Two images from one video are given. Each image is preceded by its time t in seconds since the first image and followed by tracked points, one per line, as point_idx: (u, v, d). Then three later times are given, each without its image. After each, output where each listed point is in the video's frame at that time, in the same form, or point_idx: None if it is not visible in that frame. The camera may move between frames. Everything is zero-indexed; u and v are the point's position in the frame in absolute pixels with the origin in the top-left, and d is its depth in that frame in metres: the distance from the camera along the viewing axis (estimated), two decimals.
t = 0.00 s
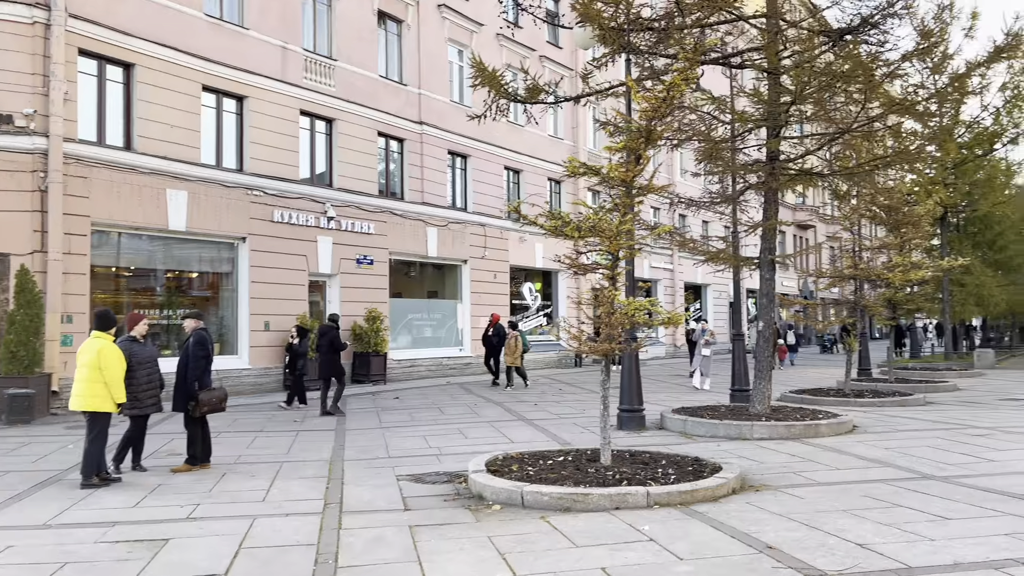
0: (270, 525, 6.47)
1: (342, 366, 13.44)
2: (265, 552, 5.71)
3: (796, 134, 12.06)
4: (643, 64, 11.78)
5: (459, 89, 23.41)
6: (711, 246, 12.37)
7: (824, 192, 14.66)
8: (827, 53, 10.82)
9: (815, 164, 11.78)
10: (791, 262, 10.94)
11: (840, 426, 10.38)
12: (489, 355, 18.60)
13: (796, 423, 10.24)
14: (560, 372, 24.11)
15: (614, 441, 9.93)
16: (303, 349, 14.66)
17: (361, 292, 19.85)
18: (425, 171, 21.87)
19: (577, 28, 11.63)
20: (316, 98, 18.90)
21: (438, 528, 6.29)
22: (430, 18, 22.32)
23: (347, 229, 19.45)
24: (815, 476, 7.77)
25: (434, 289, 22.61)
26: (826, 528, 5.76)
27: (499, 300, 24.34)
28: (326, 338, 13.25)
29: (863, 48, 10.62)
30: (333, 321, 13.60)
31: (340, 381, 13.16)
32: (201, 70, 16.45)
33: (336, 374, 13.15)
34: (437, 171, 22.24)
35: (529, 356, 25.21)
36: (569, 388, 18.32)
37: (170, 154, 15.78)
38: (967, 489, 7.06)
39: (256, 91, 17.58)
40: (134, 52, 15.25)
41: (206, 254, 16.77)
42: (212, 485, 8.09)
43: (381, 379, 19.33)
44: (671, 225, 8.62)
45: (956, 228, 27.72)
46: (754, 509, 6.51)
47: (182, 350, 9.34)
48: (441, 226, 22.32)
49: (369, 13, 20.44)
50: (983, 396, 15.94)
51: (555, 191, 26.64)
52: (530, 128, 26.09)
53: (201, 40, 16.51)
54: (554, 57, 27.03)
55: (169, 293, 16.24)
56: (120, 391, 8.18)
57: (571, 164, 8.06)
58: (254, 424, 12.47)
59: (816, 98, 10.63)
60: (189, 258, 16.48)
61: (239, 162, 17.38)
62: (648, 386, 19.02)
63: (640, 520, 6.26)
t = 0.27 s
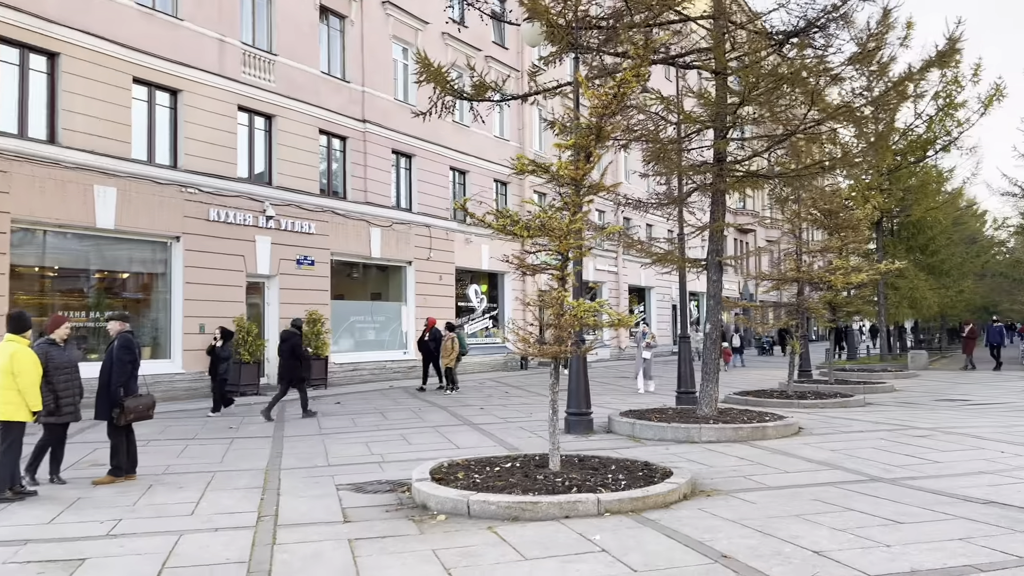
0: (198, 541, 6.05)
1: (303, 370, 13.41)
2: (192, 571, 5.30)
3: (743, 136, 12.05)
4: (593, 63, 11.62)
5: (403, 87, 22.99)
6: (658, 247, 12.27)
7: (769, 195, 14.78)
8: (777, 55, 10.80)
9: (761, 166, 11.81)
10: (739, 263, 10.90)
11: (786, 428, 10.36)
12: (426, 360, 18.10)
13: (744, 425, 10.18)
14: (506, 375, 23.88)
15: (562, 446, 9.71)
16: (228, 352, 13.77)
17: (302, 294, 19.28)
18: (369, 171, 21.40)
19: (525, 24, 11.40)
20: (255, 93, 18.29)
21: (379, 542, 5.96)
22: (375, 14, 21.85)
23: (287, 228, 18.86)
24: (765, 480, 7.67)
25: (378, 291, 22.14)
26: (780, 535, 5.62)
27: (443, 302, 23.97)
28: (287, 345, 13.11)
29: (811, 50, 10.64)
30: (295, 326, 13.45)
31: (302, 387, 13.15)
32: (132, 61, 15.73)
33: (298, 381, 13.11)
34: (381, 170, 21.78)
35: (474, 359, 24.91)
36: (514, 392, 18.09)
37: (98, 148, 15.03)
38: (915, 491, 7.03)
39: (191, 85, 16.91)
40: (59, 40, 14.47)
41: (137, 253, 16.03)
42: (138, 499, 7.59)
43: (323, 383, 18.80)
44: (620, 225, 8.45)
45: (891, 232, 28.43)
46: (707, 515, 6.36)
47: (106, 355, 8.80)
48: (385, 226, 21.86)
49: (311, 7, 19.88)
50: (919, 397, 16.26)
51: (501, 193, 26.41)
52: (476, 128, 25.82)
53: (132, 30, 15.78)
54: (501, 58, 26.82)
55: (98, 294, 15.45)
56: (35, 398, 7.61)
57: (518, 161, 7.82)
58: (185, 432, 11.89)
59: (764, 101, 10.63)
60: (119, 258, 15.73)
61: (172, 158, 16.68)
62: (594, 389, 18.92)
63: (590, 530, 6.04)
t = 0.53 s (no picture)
0: (110, 560, 5.57)
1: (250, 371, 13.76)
2: None
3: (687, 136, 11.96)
4: (537, 59, 11.38)
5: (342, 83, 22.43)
6: (602, 247, 12.10)
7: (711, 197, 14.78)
8: (721, 55, 10.73)
9: (704, 167, 11.76)
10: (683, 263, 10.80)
11: (729, 429, 10.29)
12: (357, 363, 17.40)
13: (687, 427, 10.07)
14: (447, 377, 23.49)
15: (504, 450, 9.44)
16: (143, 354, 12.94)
17: (234, 293, 18.58)
18: (306, 167, 20.79)
19: (467, 17, 11.09)
20: (185, 84, 17.53)
21: (309, 556, 5.58)
22: (313, 6, 21.24)
23: (219, 225, 18.14)
24: (710, 484, 7.53)
25: (315, 291, 21.53)
26: (728, 542, 5.45)
27: (383, 303, 23.47)
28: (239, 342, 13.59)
29: (755, 50, 10.60)
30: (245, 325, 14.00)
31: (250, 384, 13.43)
32: (51, 47, 14.88)
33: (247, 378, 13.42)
34: (318, 167, 21.18)
35: (414, 361, 24.46)
36: (455, 395, 17.75)
37: (13, 138, 14.15)
38: (859, 493, 6.97)
39: (116, 74, 16.10)
40: None
41: (56, 250, 15.16)
42: (47, 512, 7.03)
43: (256, 387, 18.14)
44: (565, 222, 8.24)
45: (826, 235, 29.03)
46: (653, 522, 6.17)
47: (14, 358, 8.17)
48: (322, 225, 21.26)
49: None
50: (854, 397, 16.49)
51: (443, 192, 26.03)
52: (417, 126, 25.39)
53: (51, 13, 14.92)
54: (442, 55, 26.45)
55: (14, 294, 14.54)
56: None
57: (460, 156, 7.54)
58: (106, 439, 11.22)
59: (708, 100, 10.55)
60: (37, 255, 14.84)
61: (95, 151, 15.85)
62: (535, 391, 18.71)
63: (533, 539, 5.77)
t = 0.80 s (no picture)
0: None
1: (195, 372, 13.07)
2: None
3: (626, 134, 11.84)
4: (474, 52, 11.08)
5: (271, 74, 21.69)
6: (540, 246, 11.89)
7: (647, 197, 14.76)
8: (661, 53, 10.64)
9: (642, 166, 11.67)
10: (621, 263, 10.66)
11: (666, 431, 10.19)
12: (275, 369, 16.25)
13: (624, 429, 9.93)
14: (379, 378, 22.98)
15: (438, 455, 9.12)
16: (34, 357, 12.03)
17: (155, 291, 17.72)
18: (233, 160, 20.00)
19: (403, 7, 10.72)
20: (102, 70, 16.61)
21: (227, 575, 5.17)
22: None
23: (138, 220, 17.26)
24: (649, 488, 7.37)
25: (241, 289, 20.76)
26: (670, 550, 5.27)
27: (313, 302, 22.80)
28: (185, 342, 12.81)
29: (695, 48, 10.53)
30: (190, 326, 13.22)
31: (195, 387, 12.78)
32: None
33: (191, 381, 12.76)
34: (245, 161, 20.41)
35: (345, 361, 23.85)
36: (388, 396, 17.29)
37: None
38: (797, 496, 6.90)
39: (26, 57, 15.11)
40: None
41: None
42: None
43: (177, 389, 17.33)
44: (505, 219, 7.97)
45: (756, 238, 29.58)
46: (593, 529, 5.95)
47: None
48: (250, 220, 20.50)
49: None
50: (784, 397, 16.71)
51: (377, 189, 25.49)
52: (350, 121, 24.78)
53: None
54: (376, 49, 25.88)
55: None
56: None
57: (395, 147, 7.19)
58: (8, 447, 10.44)
59: (647, 99, 10.44)
60: None
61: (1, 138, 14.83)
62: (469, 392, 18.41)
63: (469, 551, 5.48)
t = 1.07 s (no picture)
0: None
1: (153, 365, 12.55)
2: None
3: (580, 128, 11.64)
4: (426, 40, 10.73)
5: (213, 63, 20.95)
6: (492, 242, 11.60)
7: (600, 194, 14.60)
8: (616, 47, 10.46)
9: (595, 161, 11.49)
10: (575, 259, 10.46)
11: (619, 430, 10.01)
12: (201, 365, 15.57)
13: (578, 428, 9.72)
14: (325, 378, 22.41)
15: (386, 457, 8.77)
16: None
17: (86, 286, 16.90)
18: (171, 151, 19.22)
19: None
20: (31, 53, 15.73)
21: None
22: None
23: (69, 211, 16.42)
24: (605, 489, 7.16)
25: (180, 285, 19.99)
26: (631, 556, 5.04)
27: (256, 299, 22.11)
28: (139, 336, 12.27)
29: (651, 42, 10.37)
30: (146, 319, 12.68)
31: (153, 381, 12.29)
32: None
33: (147, 374, 12.25)
34: (185, 152, 19.65)
35: (289, 360, 23.20)
36: (334, 396, 16.80)
37: None
38: (755, 496, 6.75)
39: None
40: None
41: None
42: None
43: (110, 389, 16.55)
44: (457, 212, 7.68)
45: (704, 237, 29.82)
46: (549, 534, 5.70)
47: None
48: (189, 214, 19.75)
49: None
50: (733, 395, 16.76)
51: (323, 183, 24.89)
52: (296, 113, 24.13)
53: None
54: (322, 39, 25.23)
55: None
56: None
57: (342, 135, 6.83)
58: None
59: (602, 92, 10.24)
60: None
61: None
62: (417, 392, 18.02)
63: (420, 560, 5.18)
